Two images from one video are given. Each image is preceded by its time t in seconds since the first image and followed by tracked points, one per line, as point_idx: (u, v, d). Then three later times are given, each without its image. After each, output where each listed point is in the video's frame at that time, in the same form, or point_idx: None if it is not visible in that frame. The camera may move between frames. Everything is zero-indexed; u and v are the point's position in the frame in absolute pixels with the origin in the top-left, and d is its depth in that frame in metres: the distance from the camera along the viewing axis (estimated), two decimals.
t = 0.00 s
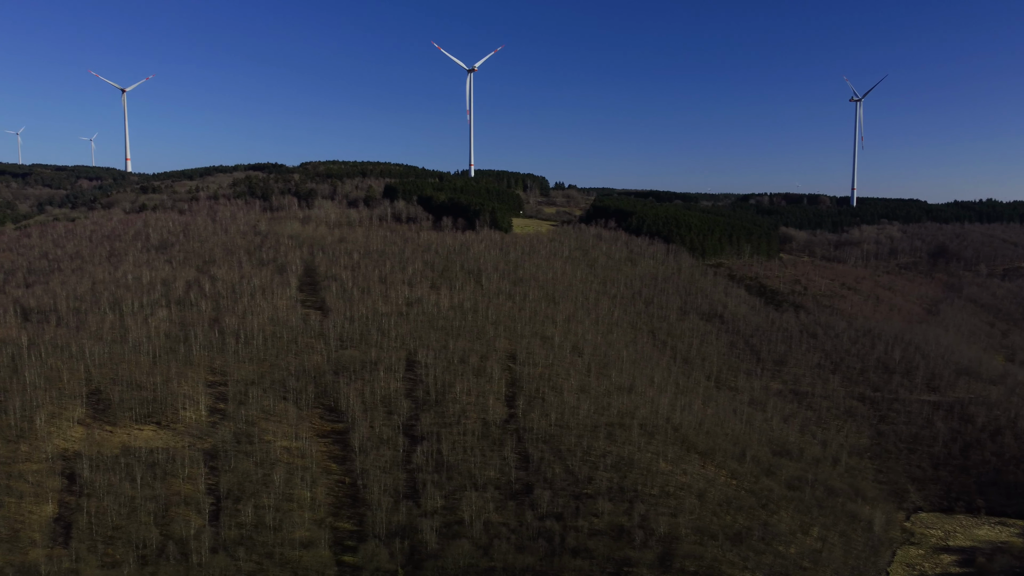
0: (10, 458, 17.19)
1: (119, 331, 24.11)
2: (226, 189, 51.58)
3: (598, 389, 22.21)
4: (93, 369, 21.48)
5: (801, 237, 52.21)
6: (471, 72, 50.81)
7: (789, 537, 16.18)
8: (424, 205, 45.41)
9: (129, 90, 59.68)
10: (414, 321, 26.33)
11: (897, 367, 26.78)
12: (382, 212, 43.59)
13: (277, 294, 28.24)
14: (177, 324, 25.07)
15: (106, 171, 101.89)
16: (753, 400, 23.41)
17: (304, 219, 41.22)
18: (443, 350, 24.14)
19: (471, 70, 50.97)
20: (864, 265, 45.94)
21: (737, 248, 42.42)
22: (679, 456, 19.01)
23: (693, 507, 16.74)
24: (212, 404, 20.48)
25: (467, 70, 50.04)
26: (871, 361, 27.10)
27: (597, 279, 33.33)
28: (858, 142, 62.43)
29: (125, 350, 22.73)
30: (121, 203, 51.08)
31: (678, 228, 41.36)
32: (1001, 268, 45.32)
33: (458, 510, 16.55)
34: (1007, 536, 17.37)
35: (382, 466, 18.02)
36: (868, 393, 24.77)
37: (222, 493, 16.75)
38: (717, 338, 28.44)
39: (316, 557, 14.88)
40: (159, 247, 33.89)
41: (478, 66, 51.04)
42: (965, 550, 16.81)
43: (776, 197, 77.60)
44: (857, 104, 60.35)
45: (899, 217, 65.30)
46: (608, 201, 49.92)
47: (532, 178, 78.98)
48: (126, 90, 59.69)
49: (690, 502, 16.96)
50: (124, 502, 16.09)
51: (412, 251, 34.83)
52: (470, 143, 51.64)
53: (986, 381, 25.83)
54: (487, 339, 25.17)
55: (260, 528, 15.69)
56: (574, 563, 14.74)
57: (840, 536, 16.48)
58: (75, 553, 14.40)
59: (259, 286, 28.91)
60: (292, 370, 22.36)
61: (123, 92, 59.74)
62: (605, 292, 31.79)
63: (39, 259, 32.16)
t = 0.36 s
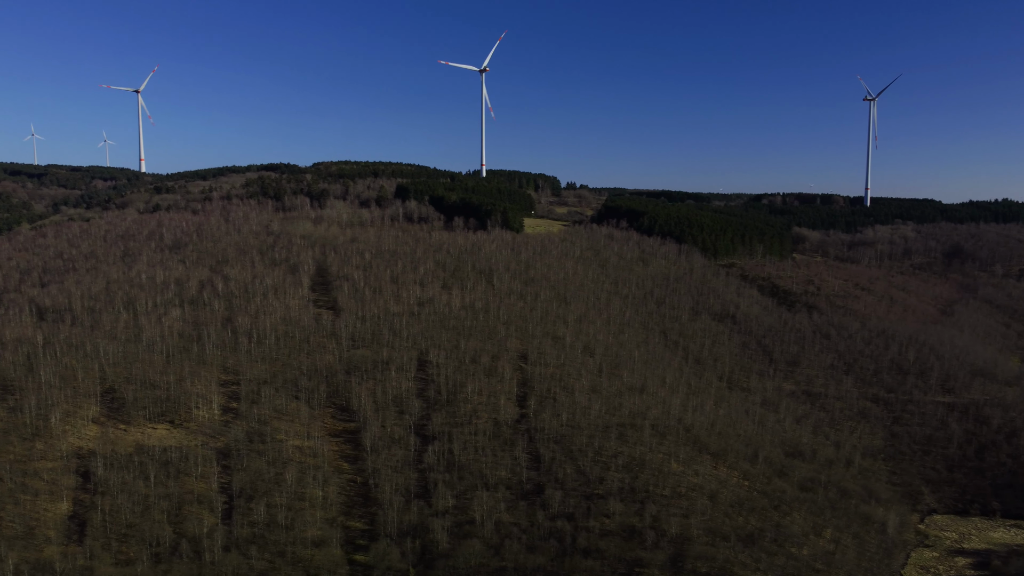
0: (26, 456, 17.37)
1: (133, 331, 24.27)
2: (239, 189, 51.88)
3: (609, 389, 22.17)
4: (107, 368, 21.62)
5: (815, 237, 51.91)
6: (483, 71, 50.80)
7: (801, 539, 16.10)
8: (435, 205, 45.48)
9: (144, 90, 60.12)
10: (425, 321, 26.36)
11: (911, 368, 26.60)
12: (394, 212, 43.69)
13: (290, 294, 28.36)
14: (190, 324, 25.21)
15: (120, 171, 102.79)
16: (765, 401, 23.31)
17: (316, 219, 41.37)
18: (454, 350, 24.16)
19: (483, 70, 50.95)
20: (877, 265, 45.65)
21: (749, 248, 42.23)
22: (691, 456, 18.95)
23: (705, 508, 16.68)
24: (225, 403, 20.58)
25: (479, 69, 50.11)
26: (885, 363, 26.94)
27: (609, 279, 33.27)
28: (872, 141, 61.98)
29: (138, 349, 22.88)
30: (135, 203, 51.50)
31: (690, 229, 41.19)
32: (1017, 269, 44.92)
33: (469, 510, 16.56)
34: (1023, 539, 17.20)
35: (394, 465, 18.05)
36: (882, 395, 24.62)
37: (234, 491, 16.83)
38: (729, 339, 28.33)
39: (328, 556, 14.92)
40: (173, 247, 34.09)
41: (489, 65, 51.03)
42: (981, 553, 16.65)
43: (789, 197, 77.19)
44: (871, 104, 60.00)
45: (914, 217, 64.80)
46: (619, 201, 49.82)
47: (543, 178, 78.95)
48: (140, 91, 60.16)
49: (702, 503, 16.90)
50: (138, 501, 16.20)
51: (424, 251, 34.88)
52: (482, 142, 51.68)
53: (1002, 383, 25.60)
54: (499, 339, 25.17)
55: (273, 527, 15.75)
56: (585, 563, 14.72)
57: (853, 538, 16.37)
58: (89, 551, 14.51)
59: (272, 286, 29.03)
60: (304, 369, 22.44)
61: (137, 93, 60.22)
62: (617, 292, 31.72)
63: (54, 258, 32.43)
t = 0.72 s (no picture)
0: (44, 454, 17.57)
1: (150, 330, 24.47)
2: (254, 189, 52.20)
3: (623, 390, 22.11)
4: (124, 366, 21.80)
5: (831, 237, 51.55)
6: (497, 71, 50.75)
7: (817, 541, 15.98)
8: (449, 205, 45.55)
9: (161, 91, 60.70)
10: (439, 321, 26.39)
11: (928, 369, 26.38)
12: (408, 212, 43.80)
13: (304, 293, 28.48)
14: (206, 323, 25.37)
15: (136, 171, 103.87)
16: (781, 402, 23.17)
17: (331, 218, 41.55)
18: (468, 349, 24.17)
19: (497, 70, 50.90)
20: (894, 266, 45.29)
21: (765, 248, 41.98)
22: (705, 457, 18.87)
23: (719, 510, 16.59)
24: (240, 402, 20.71)
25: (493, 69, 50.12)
26: (902, 364, 26.73)
27: (623, 279, 33.20)
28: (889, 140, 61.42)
29: (155, 348, 23.05)
30: (152, 202, 51.98)
31: (704, 229, 41.00)
32: None
33: (483, 509, 16.57)
34: None
35: (408, 464, 18.09)
36: (898, 396, 24.42)
37: (249, 490, 16.92)
38: (744, 339, 28.18)
39: (342, 555, 14.96)
40: (189, 247, 34.33)
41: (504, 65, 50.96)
42: (1000, 557, 16.47)
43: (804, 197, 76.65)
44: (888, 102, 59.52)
45: (931, 216, 64.16)
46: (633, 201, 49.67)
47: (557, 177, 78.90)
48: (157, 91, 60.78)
49: (717, 504, 16.81)
50: (154, 499, 16.32)
51: (438, 251, 34.93)
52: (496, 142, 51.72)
53: (1021, 384, 25.34)
54: (512, 339, 25.17)
55: (287, 525, 15.82)
56: (599, 564, 14.69)
57: (869, 541, 16.23)
58: (106, 548, 14.65)
59: (287, 285, 29.18)
60: (319, 369, 22.53)
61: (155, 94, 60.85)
62: (631, 292, 31.65)
63: (73, 258, 32.76)
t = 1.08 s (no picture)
0: (62, 452, 17.76)
1: (166, 329, 24.66)
2: (270, 189, 52.54)
3: (637, 390, 22.05)
4: (141, 365, 21.98)
5: (847, 237, 51.20)
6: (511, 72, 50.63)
7: (832, 543, 15.87)
8: (463, 205, 45.62)
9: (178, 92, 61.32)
10: (453, 321, 26.42)
11: (946, 370, 26.15)
12: (422, 212, 43.91)
13: (319, 293, 28.62)
14: (222, 322, 25.54)
15: (151, 172, 104.93)
16: (796, 403, 23.03)
17: (346, 219, 41.73)
18: (482, 349, 24.19)
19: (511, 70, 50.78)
20: (912, 266, 44.92)
21: (780, 248, 41.74)
22: (720, 458, 18.78)
23: (734, 511, 16.50)
24: (255, 401, 20.83)
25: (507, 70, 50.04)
26: (919, 365, 26.50)
27: (637, 279, 33.14)
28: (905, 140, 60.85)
29: (171, 347, 23.23)
30: (169, 202, 52.45)
31: (719, 229, 40.81)
32: None
33: (496, 509, 16.57)
34: None
35: (421, 464, 18.12)
36: (915, 397, 24.22)
37: (264, 488, 17.01)
38: (759, 340, 28.03)
39: (356, 554, 15.01)
40: (205, 246, 34.56)
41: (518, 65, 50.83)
42: (1018, 561, 16.29)
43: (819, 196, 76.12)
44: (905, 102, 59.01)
45: (949, 216, 63.54)
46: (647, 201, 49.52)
47: (570, 177, 78.87)
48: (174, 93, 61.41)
49: (731, 505, 16.73)
50: (169, 497, 16.44)
51: (452, 251, 34.99)
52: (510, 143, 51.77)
53: None
54: (526, 339, 25.17)
55: (302, 524, 15.89)
56: (612, 564, 14.65)
57: (886, 543, 16.08)
58: (123, 546, 14.78)
59: (302, 285, 29.32)
60: (333, 368, 22.62)
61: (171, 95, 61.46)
62: (645, 292, 31.57)
63: (90, 257, 33.07)
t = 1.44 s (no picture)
0: (80, 449, 17.94)
1: (182, 328, 24.84)
2: (285, 189, 52.85)
3: (651, 391, 21.98)
4: (157, 364, 22.16)
5: (864, 237, 50.80)
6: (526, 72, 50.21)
7: (848, 545, 15.75)
8: (477, 205, 45.67)
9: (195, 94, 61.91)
10: (467, 321, 26.44)
11: (964, 372, 25.89)
12: (436, 212, 44.00)
13: (333, 292, 28.74)
14: (237, 321, 25.70)
15: (166, 172, 105.95)
16: (812, 404, 22.89)
17: (360, 219, 41.91)
18: (495, 349, 24.20)
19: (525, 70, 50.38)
20: (930, 266, 44.52)
21: (796, 248, 41.47)
22: (734, 459, 18.69)
23: (749, 513, 16.42)
24: (270, 400, 20.94)
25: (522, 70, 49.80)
26: (937, 366, 26.26)
27: (651, 279, 33.06)
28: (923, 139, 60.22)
29: (187, 346, 23.40)
30: (185, 203, 52.91)
31: (734, 229, 40.62)
32: None
33: (510, 509, 16.57)
34: None
35: (435, 464, 18.16)
36: (933, 399, 24.00)
37: (279, 487, 17.10)
38: (774, 340, 27.88)
39: (370, 553, 15.05)
40: (221, 246, 34.79)
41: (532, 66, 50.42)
42: None
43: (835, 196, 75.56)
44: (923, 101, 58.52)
45: (968, 216, 62.88)
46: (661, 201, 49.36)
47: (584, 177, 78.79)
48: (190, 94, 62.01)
49: (746, 507, 16.65)
50: (185, 495, 16.56)
51: (466, 251, 35.03)
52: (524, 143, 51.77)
53: None
54: (540, 339, 25.16)
55: (316, 522, 15.95)
56: (626, 565, 14.62)
57: (902, 546, 15.94)
58: (139, 543, 14.91)
59: (317, 285, 29.47)
60: (347, 368, 22.71)
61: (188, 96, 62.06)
62: (660, 292, 31.47)
63: (108, 257, 33.39)
